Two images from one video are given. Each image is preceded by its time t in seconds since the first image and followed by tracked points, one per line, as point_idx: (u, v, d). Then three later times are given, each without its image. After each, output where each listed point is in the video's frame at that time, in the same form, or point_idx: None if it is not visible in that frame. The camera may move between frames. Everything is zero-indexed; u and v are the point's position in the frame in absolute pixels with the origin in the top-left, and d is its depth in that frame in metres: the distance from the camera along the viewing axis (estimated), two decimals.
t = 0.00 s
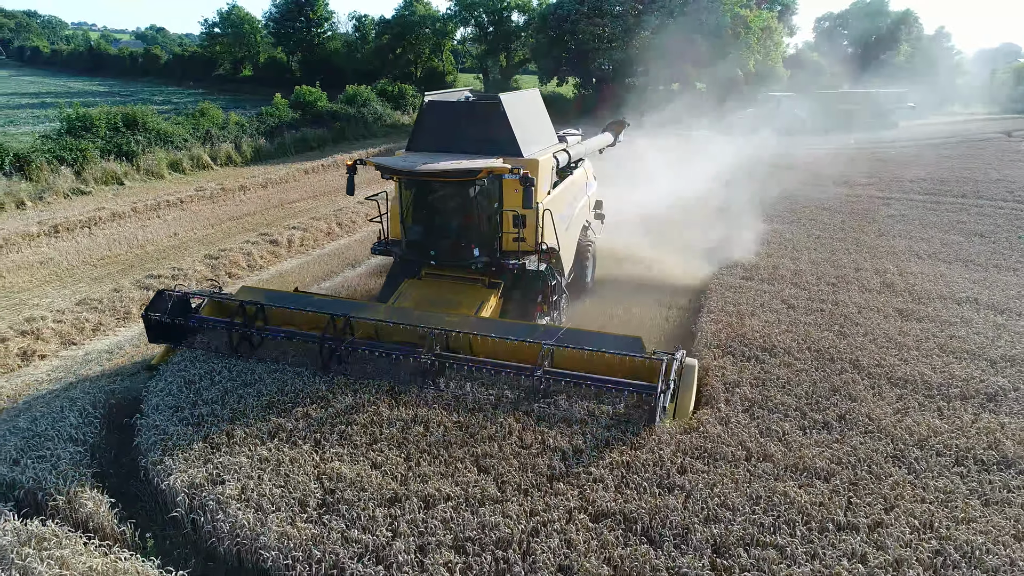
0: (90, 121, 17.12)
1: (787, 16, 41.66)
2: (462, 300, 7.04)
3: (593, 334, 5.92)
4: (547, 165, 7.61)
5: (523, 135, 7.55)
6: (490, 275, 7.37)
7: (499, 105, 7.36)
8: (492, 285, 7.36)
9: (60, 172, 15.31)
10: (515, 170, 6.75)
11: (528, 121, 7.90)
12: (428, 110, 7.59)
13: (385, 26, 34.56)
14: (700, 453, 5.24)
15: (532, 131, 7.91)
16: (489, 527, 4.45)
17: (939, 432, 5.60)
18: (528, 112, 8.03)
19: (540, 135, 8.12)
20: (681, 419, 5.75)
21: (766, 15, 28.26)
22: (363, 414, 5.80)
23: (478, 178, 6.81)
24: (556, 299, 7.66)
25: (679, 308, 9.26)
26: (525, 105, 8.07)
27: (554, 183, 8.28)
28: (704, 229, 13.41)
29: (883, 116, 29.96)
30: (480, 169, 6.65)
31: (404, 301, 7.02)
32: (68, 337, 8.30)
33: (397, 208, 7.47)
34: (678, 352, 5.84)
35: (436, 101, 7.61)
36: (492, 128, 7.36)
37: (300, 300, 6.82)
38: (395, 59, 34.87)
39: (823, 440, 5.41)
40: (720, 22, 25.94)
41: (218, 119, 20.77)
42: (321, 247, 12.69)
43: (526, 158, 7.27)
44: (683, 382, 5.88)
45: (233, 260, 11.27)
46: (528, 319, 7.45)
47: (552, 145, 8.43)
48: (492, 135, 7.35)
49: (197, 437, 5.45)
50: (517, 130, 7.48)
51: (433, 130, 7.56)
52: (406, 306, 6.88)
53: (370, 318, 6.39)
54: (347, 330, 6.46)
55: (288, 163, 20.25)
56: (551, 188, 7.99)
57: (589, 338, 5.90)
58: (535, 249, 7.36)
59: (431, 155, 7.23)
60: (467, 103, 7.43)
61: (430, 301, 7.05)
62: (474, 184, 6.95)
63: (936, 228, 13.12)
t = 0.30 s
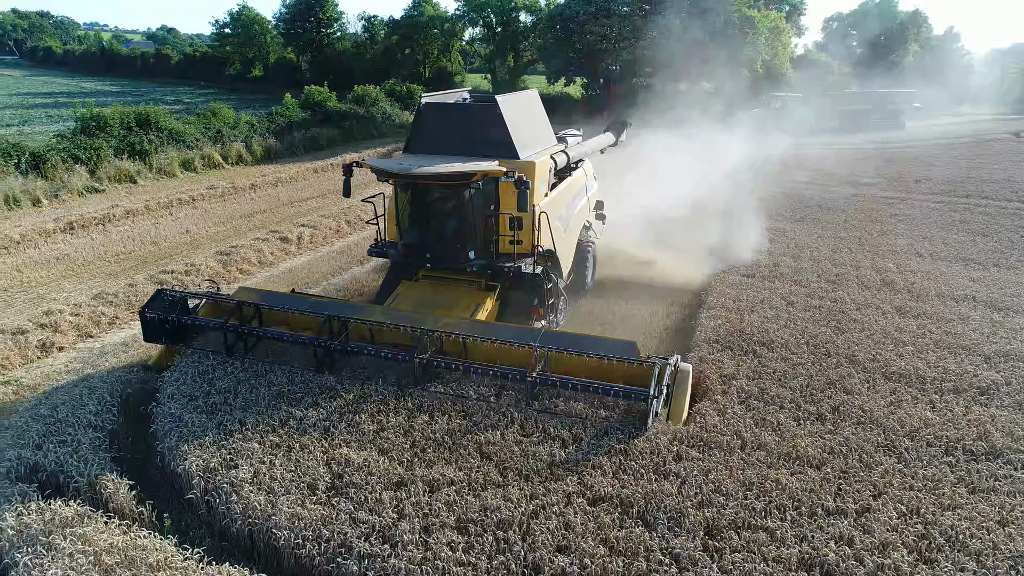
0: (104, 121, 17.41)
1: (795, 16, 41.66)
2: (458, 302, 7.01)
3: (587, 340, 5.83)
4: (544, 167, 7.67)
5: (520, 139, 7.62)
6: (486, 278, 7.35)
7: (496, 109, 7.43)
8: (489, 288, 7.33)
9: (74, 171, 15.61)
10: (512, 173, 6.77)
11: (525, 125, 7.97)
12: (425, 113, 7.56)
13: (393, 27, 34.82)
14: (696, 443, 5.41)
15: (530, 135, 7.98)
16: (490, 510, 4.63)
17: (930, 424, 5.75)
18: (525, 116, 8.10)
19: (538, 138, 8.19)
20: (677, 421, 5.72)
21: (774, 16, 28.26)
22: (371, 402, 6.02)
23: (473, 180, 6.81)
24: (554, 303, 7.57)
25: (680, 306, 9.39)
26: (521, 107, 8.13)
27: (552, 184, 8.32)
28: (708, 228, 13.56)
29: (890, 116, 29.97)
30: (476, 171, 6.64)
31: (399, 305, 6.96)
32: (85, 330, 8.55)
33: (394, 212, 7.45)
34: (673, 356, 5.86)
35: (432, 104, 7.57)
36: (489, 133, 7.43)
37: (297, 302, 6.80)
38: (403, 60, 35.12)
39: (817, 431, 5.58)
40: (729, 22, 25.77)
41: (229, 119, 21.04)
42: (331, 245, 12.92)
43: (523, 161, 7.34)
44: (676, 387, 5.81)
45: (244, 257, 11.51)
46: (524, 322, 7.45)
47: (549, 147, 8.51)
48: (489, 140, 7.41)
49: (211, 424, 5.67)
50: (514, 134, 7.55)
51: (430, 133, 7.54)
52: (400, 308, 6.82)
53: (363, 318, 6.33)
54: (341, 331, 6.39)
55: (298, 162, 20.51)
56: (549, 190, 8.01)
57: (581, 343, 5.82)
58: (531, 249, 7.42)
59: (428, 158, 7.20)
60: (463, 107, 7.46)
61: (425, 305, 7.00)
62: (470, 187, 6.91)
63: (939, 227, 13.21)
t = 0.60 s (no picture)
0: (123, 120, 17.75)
1: (810, 16, 41.48)
2: (459, 303, 6.90)
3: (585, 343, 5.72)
4: (547, 169, 7.58)
5: (523, 140, 7.55)
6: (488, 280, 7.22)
7: (499, 110, 7.37)
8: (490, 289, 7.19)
9: (95, 169, 15.94)
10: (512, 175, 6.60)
11: (528, 127, 7.92)
12: (427, 114, 7.59)
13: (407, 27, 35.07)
14: (700, 434, 5.55)
15: (533, 137, 7.91)
16: (498, 494, 4.81)
17: (931, 417, 5.86)
18: (529, 118, 8.05)
19: (541, 140, 8.14)
20: (672, 427, 5.59)
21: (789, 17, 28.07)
22: (383, 393, 6.22)
23: (475, 182, 6.67)
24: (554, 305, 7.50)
25: (687, 305, 9.49)
26: (524, 106, 8.07)
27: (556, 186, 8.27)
28: (718, 229, 13.66)
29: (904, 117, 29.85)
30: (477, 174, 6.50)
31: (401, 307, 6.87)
32: (108, 322, 8.81)
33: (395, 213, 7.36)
34: (671, 359, 5.65)
35: (434, 105, 7.60)
36: (491, 134, 7.37)
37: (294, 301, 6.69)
38: (417, 59, 35.38)
39: (818, 423, 5.72)
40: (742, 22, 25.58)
41: (245, 118, 21.34)
42: (345, 241, 13.15)
43: (527, 162, 7.24)
44: (674, 391, 5.65)
45: (260, 253, 11.77)
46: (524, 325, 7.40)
47: (552, 149, 8.51)
48: (491, 141, 7.36)
49: (231, 412, 5.89)
50: (517, 135, 7.49)
51: (431, 134, 7.56)
52: (400, 309, 6.74)
53: (365, 319, 6.27)
54: (342, 331, 6.34)
55: (312, 161, 20.79)
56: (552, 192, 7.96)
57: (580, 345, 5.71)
58: (533, 253, 7.30)
59: (428, 159, 7.19)
60: (467, 108, 7.42)
61: (426, 306, 6.91)
62: (471, 189, 6.80)
63: (949, 227, 13.24)
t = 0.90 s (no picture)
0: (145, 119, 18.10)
1: (826, 16, 41.30)
2: (462, 304, 7.04)
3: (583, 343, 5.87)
4: (553, 170, 7.51)
5: (527, 141, 7.51)
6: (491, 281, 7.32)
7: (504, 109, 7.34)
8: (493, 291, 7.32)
9: (117, 166, 16.28)
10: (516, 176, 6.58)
11: (535, 128, 7.88)
12: (432, 114, 7.63)
13: (423, 28, 35.35)
14: (705, 425, 5.68)
15: (539, 137, 7.88)
16: (508, 479, 4.99)
17: (934, 411, 5.97)
18: (535, 118, 8.02)
19: (547, 141, 8.08)
20: (671, 433, 5.53)
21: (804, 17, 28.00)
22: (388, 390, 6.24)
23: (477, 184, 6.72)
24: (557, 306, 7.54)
25: (696, 304, 9.60)
26: (530, 107, 8.01)
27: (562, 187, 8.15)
28: (729, 230, 13.76)
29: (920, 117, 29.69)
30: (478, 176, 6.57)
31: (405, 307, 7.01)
32: (131, 314, 9.07)
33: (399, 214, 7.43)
34: (673, 363, 5.61)
35: (439, 105, 7.63)
36: (496, 134, 7.35)
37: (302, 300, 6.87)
38: (432, 59, 35.66)
39: (822, 415, 5.85)
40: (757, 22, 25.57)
41: (263, 117, 21.66)
42: (360, 238, 13.38)
43: (531, 163, 7.18)
44: (675, 396, 5.60)
45: (278, 249, 12.01)
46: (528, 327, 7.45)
47: (560, 150, 8.44)
48: (496, 140, 7.35)
49: (250, 399, 6.10)
50: (522, 135, 7.45)
51: (437, 135, 7.62)
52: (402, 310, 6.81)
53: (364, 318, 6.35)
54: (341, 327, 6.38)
55: (328, 160, 21.06)
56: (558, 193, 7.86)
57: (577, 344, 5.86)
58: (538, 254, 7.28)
59: (434, 159, 7.27)
60: (471, 108, 7.42)
61: (430, 306, 7.05)
62: (475, 190, 6.86)
63: (961, 227, 13.25)
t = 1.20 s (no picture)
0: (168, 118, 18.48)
1: (846, 16, 41.06)
2: (467, 307, 7.06)
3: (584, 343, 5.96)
4: (561, 172, 7.47)
5: (535, 142, 7.54)
6: (497, 283, 7.34)
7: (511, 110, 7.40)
8: (500, 292, 7.33)
9: (142, 165, 16.65)
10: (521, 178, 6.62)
11: (543, 128, 7.90)
12: (442, 117, 7.75)
13: (441, 28, 35.64)
14: (713, 417, 5.83)
15: (547, 138, 7.91)
16: (520, 466, 5.18)
17: (942, 406, 6.06)
18: (545, 119, 8.04)
19: (556, 143, 8.07)
20: (671, 436, 5.51)
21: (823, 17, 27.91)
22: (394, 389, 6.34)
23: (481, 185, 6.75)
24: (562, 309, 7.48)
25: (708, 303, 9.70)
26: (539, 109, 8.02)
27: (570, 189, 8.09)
28: (744, 229, 13.84)
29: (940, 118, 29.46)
30: (482, 177, 6.56)
31: (411, 308, 7.08)
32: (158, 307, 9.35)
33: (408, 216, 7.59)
34: (673, 366, 5.63)
35: (448, 106, 7.77)
36: (503, 135, 7.40)
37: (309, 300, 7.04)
38: (451, 59, 35.92)
39: (830, 409, 5.97)
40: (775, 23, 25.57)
41: (283, 116, 22.00)
42: (378, 235, 13.61)
43: (538, 165, 7.17)
44: (676, 399, 5.63)
45: (299, 245, 12.28)
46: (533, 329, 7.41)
47: (569, 152, 8.41)
48: (503, 141, 7.41)
49: (273, 388, 6.33)
50: (529, 135, 7.49)
51: (446, 135, 7.76)
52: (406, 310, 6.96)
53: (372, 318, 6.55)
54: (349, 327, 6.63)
55: (347, 159, 21.35)
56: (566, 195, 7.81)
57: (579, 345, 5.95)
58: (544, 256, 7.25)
59: (441, 160, 7.38)
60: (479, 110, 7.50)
61: (436, 308, 7.11)
62: (480, 192, 6.98)
63: (977, 228, 13.23)
